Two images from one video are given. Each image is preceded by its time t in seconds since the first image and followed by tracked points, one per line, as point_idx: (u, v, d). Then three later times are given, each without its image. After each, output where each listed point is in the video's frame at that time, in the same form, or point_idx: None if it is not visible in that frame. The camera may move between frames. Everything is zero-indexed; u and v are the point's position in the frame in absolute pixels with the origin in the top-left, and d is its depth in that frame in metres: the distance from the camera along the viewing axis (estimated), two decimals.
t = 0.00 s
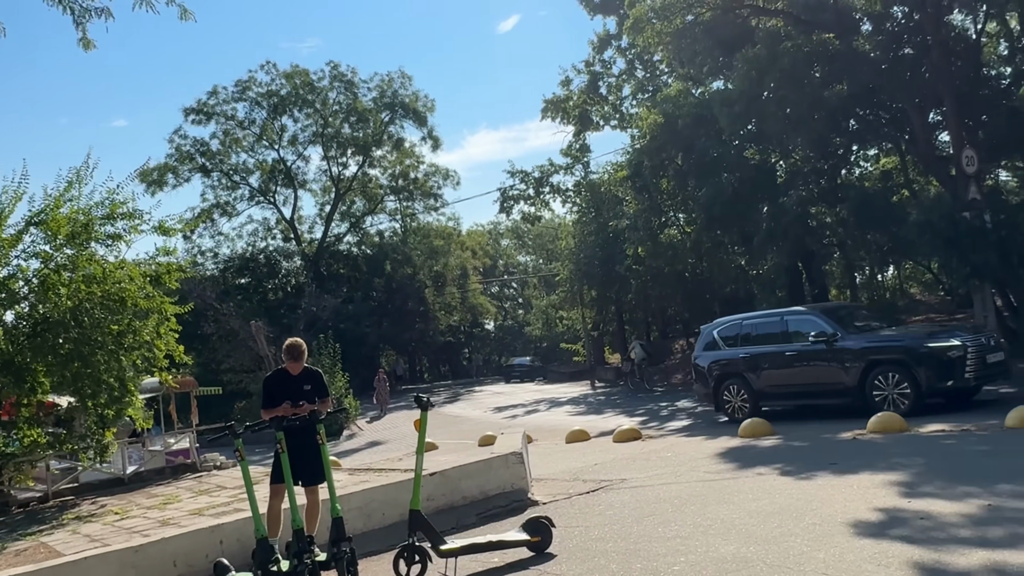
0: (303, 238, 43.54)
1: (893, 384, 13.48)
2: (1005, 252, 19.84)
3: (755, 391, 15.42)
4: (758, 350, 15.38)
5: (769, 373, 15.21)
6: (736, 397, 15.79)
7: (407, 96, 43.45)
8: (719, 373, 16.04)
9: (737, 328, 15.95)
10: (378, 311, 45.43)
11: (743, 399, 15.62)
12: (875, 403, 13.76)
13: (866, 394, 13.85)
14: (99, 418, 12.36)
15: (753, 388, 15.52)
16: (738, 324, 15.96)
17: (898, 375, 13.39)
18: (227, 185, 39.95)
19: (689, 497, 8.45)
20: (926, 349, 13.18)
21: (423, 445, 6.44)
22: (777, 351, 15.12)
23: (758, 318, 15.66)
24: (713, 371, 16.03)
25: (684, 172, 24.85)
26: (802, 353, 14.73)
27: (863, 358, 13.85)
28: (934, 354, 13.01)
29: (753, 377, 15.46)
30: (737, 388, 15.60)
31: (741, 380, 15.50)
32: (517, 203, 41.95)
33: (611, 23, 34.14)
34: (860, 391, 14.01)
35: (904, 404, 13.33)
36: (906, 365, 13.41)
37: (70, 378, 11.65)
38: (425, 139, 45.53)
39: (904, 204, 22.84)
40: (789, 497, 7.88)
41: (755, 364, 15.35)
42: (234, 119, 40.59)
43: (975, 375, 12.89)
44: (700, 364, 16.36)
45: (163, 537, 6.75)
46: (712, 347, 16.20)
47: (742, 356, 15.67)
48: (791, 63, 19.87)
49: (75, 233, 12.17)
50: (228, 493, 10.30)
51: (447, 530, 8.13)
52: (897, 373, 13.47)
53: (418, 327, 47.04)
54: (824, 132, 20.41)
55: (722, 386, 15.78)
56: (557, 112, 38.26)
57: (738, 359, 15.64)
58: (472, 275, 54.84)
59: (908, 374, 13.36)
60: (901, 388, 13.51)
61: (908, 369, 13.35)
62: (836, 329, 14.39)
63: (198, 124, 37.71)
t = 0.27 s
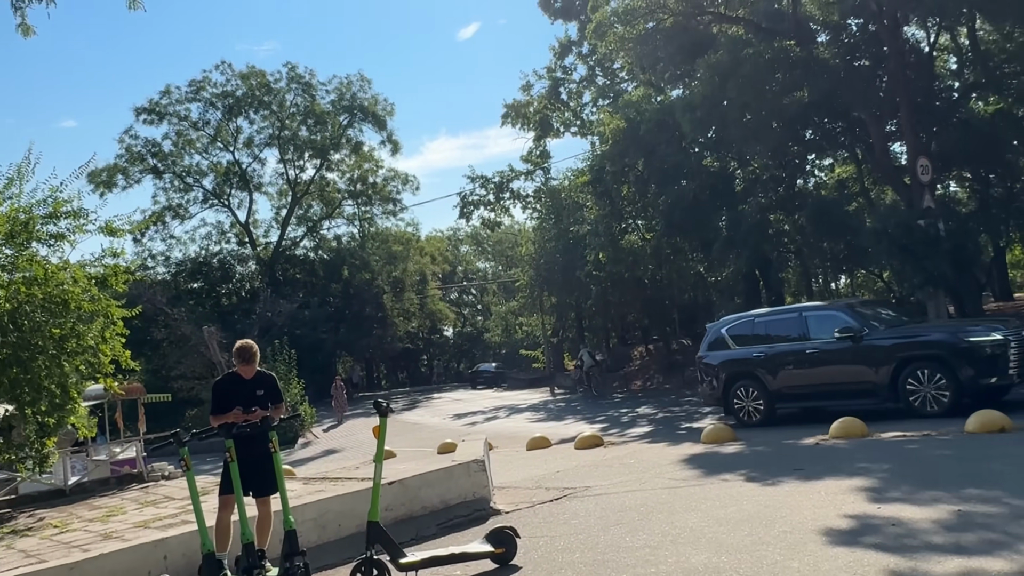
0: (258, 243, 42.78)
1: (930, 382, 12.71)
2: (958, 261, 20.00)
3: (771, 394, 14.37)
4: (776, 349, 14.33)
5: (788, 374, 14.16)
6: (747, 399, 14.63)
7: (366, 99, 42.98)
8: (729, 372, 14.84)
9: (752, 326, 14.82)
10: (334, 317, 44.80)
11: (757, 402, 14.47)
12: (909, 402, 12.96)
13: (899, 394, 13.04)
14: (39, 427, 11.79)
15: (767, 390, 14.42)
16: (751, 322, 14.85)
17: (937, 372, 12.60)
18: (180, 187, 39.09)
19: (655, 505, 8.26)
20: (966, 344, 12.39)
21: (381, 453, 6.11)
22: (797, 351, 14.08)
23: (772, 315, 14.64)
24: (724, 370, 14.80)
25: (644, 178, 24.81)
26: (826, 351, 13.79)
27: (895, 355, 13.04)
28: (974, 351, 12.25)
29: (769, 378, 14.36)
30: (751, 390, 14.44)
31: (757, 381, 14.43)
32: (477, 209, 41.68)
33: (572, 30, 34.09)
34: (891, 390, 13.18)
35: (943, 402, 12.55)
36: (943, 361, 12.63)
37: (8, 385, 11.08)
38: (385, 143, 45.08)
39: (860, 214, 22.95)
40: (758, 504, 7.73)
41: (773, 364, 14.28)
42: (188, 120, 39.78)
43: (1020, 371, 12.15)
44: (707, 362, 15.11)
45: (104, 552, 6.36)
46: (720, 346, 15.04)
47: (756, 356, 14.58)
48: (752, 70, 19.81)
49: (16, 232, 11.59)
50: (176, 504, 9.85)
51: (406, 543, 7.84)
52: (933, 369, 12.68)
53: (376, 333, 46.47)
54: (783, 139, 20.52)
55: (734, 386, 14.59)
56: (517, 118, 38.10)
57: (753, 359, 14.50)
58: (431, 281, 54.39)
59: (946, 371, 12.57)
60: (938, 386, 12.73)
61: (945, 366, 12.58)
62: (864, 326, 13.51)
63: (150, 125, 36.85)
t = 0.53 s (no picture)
0: (212, 247, 41.98)
1: (970, 384, 11.73)
2: (912, 270, 20.07)
3: (788, 398, 13.40)
4: (795, 351, 13.35)
5: (806, 378, 13.22)
6: (761, 404, 13.66)
7: (324, 103, 42.42)
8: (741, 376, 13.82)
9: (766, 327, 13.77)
10: (289, 323, 44.10)
11: (773, 407, 13.50)
12: (943, 405, 12.01)
13: (935, 398, 12.04)
14: None
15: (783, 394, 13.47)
16: (764, 323, 13.81)
17: (978, 373, 11.64)
18: (130, 189, 38.22)
19: (617, 517, 8.08)
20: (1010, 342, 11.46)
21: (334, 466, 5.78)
22: (818, 352, 13.13)
23: (788, 314, 13.66)
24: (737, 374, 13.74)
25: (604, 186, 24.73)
26: (852, 352, 12.82)
27: (928, 355, 12.08)
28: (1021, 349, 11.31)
29: (787, 382, 13.40)
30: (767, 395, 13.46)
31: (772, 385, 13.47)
32: (436, 214, 41.37)
33: (533, 36, 34.02)
34: (925, 393, 12.20)
35: (985, 406, 11.57)
36: (984, 361, 11.66)
37: None
38: (343, 147, 44.58)
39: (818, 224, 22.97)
40: (721, 515, 7.58)
41: (792, 366, 13.32)
42: (139, 121, 38.97)
43: None
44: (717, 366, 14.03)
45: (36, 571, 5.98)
46: (732, 347, 13.99)
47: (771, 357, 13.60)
48: (715, 76, 19.70)
49: None
50: (118, 518, 9.42)
51: (361, 558, 7.55)
52: (971, 372, 11.73)
53: (333, 340, 45.83)
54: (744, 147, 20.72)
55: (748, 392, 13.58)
56: (477, 123, 37.91)
57: (768, 361, 13.50)
58: (389, 287, 53.86)
59: (988, 372, 11.61)
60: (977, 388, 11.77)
61: (987, 368, 11.61)
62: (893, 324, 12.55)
63: (100, 124, 35.99)
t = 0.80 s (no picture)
0: (167, 248, 41.24)
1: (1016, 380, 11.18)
2: (870, 278, 19.95)
3: (812, 397, 12.78)
4: (819, 346, 12.73)
5: (831, 375, 12.60)
6: (782, 402, 13.05)
7: (284, 102, 42.49)
8: (760, 374, 13.22)
9: (786, 323, 13.17)
10: (246, 326, 43.43)
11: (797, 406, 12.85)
12: (985, 402, 11.43)
13: (977, 395, 11.46)
14: None
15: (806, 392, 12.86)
16: (784, 318, 13.20)
17: None
18: (82, 187, 37.45)
19: (578, 522, 7.84)
20: None
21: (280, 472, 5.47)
22: (845, 347, 12.50)
23: (811, 307, 13.04)
24: (756, 372, 13.15)
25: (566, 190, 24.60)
26: (884, 347, 12.18)
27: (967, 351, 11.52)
28: None
29: (810, 380, 12.80)
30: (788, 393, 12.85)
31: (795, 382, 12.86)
32: (397, 217, 40.99)
33: (497, 40, 33.89)
34: (964, 390, 11.60)
35: None
36: None
37: None
38: (304, 148, 44.09)
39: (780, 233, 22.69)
40: (684, 520, 7.38)
41: (817, 363, 12.70)
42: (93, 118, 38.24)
43: None
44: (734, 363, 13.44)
45: None
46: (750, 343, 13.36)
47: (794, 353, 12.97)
48: (678, 79, 19.72)
49: None
50: (57, 527, 8.97)
51: (312, 567, 7.24)
52: (1019, 367, 11.17)
53: (291, 344, 45.14)
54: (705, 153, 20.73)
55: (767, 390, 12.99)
56: (440, 126, 37.65)
57: (789, 358, 12.90)
58: (350, 291, 53.26)
59: None
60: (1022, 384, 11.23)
61: None
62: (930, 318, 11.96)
63: (51, 121, 35.22)
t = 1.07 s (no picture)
0: (128, 247, 40.48)
1: None
2: (838, 285, 19.91)
3: (847, 396, 12.26)
4: (856, 342, 12.18)
5: (870, 373, 12.06)
6: (814, 401, 12.50)
7: (251, 101, 42.44)
8: (792, 371, 12.62)
9: (818, 317, 12.61)
10: (210, 328, 42.74)
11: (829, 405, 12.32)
12: None
13: None
14: None
15: (841, 390, 12.31)
16: (817, 312, 12.63)
17: None
18: (41, 184, 36.62)
19: (545, 532, 7.56)
20: None
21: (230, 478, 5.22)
22: (883, 344, 11.98)
23: (846, 300, 12.50)
24: (789, 369, 12.57)
25: (536, 192, 24.35)
26: (927, 343, 11.68)
27: None
28: None
29: (845, 377, 12.25)
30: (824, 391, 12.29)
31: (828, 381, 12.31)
32: (366, 219, 40.48)
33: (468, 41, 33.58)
34: (1014, 389, 11.24)
35: None
36: None
37: None
38: (271, 147, 43.50)
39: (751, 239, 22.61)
40: (656, 530, 7.13)
41: (852, 360, 12.16)
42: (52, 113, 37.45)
43: None
44: (764, 361, 12.87)
45: None
46: (778, 340, 12.78)
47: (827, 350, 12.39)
48: (650, 82, 19.41)
49: None
50: None
51: None
52: None
53: (255, 346, 44.40)
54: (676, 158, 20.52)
55: (800, 389, 12.41)
56: (410, 127, 37.20)
57: (823, 355, 12.32)
58: (316, 293, 52.58)
59: None
60: None
61: None
62: (976, 313, 11.48)
63: (10, 116, 34.42)
